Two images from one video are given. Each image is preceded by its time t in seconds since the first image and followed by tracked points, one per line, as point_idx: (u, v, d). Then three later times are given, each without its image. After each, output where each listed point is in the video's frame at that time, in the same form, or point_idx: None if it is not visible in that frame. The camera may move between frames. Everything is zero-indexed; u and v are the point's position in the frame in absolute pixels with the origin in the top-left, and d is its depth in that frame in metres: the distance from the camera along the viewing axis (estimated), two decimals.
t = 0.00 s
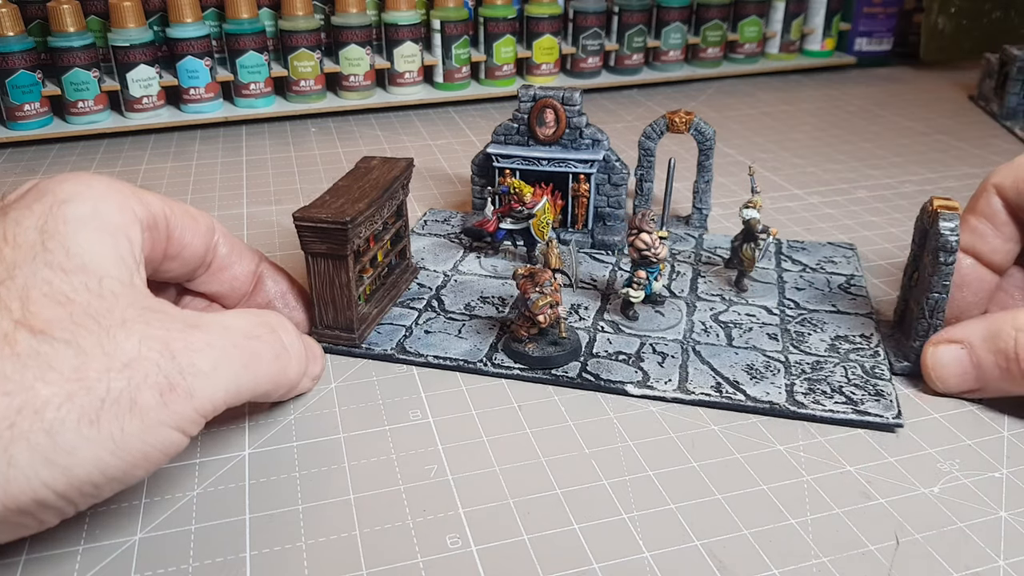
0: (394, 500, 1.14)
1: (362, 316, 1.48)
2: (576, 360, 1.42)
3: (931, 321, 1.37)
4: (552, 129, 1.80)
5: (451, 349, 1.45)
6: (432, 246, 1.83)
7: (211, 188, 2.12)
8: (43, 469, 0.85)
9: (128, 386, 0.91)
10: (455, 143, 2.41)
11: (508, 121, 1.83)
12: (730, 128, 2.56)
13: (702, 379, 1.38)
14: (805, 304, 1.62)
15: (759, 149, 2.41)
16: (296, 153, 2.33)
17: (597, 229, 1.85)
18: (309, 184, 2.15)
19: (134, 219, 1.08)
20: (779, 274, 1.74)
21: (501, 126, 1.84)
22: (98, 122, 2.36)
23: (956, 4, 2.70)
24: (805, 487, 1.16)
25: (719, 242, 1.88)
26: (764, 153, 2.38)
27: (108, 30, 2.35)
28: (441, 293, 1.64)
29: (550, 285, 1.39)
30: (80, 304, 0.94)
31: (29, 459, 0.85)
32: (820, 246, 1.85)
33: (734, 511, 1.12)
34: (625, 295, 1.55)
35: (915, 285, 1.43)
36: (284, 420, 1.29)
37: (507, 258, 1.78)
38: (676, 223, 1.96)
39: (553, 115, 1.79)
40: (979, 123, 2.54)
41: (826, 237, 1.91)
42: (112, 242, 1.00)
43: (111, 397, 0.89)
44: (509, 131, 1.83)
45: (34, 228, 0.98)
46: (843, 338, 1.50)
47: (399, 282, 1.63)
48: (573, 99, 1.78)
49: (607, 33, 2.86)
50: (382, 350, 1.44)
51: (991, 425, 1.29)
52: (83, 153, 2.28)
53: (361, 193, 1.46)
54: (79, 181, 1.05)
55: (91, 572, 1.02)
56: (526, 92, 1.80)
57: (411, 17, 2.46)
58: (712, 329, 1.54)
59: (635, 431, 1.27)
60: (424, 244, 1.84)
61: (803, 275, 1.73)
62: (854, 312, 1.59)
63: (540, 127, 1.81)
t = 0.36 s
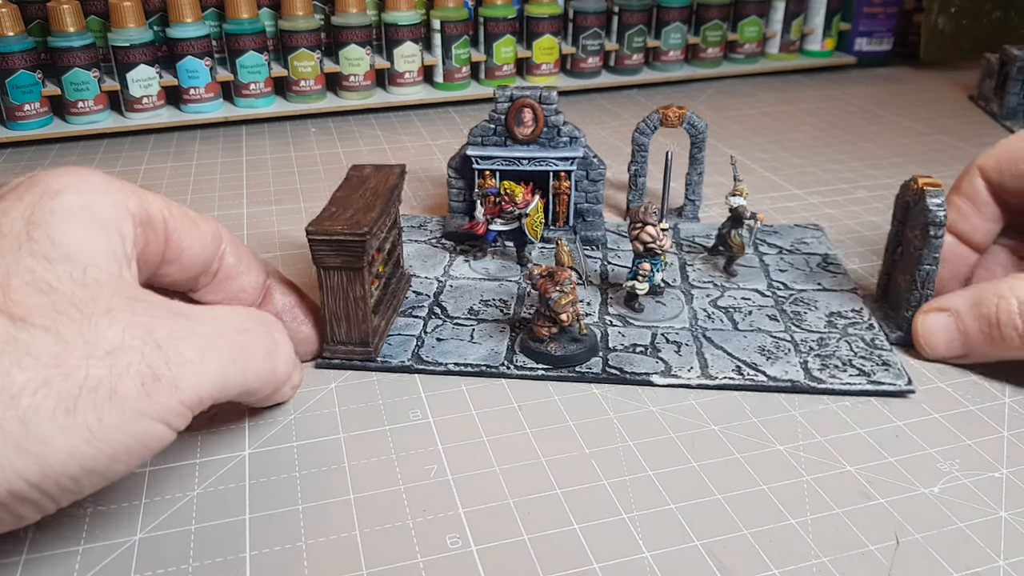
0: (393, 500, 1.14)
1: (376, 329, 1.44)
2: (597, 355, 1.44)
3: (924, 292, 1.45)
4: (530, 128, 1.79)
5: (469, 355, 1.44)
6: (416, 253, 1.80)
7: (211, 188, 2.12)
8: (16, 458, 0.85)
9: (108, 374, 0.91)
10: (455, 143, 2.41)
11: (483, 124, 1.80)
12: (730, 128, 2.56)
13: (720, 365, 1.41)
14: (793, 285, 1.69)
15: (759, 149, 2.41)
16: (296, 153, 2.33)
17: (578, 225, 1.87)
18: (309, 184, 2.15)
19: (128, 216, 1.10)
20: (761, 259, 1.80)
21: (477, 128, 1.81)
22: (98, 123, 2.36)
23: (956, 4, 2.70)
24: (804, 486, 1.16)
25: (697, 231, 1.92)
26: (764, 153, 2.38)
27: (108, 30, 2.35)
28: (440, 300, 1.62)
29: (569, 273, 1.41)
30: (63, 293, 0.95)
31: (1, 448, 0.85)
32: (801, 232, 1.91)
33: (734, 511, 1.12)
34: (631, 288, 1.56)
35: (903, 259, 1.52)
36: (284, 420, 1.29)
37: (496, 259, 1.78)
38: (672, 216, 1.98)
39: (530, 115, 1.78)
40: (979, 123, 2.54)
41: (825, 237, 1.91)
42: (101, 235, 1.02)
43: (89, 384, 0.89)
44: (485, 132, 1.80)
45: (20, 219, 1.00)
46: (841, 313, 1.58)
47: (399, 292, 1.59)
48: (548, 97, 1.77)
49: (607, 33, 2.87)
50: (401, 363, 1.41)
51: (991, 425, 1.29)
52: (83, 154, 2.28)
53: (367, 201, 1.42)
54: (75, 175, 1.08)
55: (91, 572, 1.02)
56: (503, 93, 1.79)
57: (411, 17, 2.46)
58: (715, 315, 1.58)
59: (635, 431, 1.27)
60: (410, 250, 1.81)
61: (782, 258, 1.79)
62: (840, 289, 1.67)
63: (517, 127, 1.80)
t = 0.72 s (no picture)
0: (393, 500, 1.14)
1: (386, 336, 1.43)
2: (611, 349, 1.46)
3: (916, 274, 1.52)
4: (514, 128, 1.79)
5: (483, 357, 1.44)
6: (406, 258, 1.79)
7: (212, 188, 2.12)
8: None
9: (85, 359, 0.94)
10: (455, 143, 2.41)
11: (465, 125, 1.78)
12: (730, 128, 2.56)
13: (728, 355, 1.45)
14: (781, 272, 1.74)
15: (758, 149, 2.41)
16: (296, 153, 2.33)
17: (564, 223, 1.89)
18: (309, 183, 2.15)
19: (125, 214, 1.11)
20: (746, 249, 1.85)
21: (461, 129, 1.78)
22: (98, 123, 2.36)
23: (955, 5, 2.70)
24: (804, 487, 1.16)
25: (677, 224, 1.95)
26: (764, 153, 2.38)
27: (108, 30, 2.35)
28: (440, 303, 1.61)
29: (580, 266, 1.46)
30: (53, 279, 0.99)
31: None
32: (789, 228, 1.94)
33: (734, 511, 1.12)
34: (631, 282, 1.60)
35: (892, 244, 1.59)
36: (284, 420, 1.29)
37: (489, 260, 1.78)
38: (666, 208, 2.00)
39: (513, 115, 1.78)
40: (979, 123, 2.54)
41: (825, 237, 1.92)
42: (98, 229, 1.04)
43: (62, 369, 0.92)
44: (469, 134, 1.79)
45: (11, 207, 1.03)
46: (835, 297, 1.64)
47: (399, 298, 1.58)
48: (529, 96, 1.78)
49: (607, 33, 2.87)
50: (413, 369, 1.40)
51: (991, 425, 1.29)
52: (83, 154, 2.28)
53: (369, 208, 1.43)
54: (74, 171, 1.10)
55: (91, 572, 1.02)
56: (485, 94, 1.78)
57: (411, 17, 2.46)
58: (714, 305, 1.62)
59: (635, 431, 1.27)
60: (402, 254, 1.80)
61: (765, 247, 1.85)
62: (826, 273, 1.74)
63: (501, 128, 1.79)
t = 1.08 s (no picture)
0: (394, 500, 1.14)
1: (386, 337, 1.43)
2: (611, 350, 1.46)
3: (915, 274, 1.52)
4: (514, 129, 1.78)
5: (482, 357, 1.44)
6: (406, 257, 1.79)
7: (212, 188, 2.12)
8: None
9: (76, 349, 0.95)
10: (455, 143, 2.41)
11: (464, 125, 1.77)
12: (730, 128, 2.56)
13: (728, 355, 1.45)
14: (780, 272, 1.75)
15: (758, 149, 2.41)
16: (296, 154, 2.33)
17: (564, 224, 1.89)
18: (309, 184, 2.15)
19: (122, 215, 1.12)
20: (745, 249, 1.85)
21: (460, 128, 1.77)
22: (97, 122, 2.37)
23: (955, 5, 2.70)
24: (804, 487, 1.16)
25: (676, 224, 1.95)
26: (763, 153, 2.38)
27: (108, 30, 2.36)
28: (440, 303, 1.61)
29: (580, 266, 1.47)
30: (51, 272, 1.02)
31: None
32: (789, 228, 1.94)
33: (734, 511, 1.12)
34: (631, 282, 1.60)
35: (892, 244, 1.59)
36: (285, 419, 1.29)
37: (488, 260, 1.78)
38: (666, 208, 2.00)
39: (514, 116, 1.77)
40: (979, 123, 2.54)
41: (825, 237, 1.92)
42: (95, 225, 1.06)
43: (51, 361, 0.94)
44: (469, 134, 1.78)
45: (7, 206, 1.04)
46: (835, 297, 1.64)
47: (399, 298, 1.58)
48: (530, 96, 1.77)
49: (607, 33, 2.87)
50: (414, 369, 1.40)
51: (991, 425, 1.29)
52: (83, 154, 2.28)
53: (367, 208, 1.42)
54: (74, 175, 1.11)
55: (91, 572, 1.02)
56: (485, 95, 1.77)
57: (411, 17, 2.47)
58: (714, 305, 1.62)
59: (635, 431, 1.27)
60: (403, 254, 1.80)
61: (765, 247, 1.85)
62: (825, 273, 1.74)
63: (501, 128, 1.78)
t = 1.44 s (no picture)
0: (394, 500, 1.14)
1: (386, 337, 1.43)
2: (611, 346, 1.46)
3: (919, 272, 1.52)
4: (514, 129, 1.76)
5: (483, 357, 1.44)
6: (406, 257, 1.79)
7: (212, 188, 2.12)
8: None
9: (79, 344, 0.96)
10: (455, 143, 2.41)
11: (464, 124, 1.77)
12: (730, 128, 2.56)
13: (728, 355, 1.45)
14: (780, 272, 1.75)
15: (758, 149, 2.41)
16: (296, 154, 2.33)
17: (564, 223, 1.89)
18: (309, 184, 2.15)
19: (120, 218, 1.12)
20: (745, 249, 1.85)
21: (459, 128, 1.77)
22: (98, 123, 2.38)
23: (956, 4, 2.69)
24: (804, 487, 1.16)
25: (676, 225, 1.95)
26: (763, 153, 2.38)
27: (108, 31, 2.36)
28: (440, 303, 1.61)
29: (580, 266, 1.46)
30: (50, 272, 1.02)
31: None
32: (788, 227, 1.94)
33: (734, 511, 1.12)
34: (631, 282, 1.60)
35: (891, 243, 1.59)
36: (284, 419, 1.29)
37: (488, 260, 1.78)
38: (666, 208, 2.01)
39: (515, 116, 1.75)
40: (980, 123, 2.53)
41: (825, 237, 1.92)
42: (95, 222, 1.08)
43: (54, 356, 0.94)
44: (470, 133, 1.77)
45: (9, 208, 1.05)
46: (835, 297, 1.64)
47: (399, 299, 1.58)
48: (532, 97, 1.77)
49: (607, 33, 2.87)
50: (414, 369, 1.40)
51: (991, 425, 1.29)
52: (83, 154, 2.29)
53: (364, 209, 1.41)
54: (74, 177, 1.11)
55: (91, 572, 1.02)
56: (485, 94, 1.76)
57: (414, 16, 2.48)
58: (714, 305, 1.62)
59: (635, 431, 1.27)
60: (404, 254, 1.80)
61: (764, 247, 1.85)
62: (825, 273, 1.74)
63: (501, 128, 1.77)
